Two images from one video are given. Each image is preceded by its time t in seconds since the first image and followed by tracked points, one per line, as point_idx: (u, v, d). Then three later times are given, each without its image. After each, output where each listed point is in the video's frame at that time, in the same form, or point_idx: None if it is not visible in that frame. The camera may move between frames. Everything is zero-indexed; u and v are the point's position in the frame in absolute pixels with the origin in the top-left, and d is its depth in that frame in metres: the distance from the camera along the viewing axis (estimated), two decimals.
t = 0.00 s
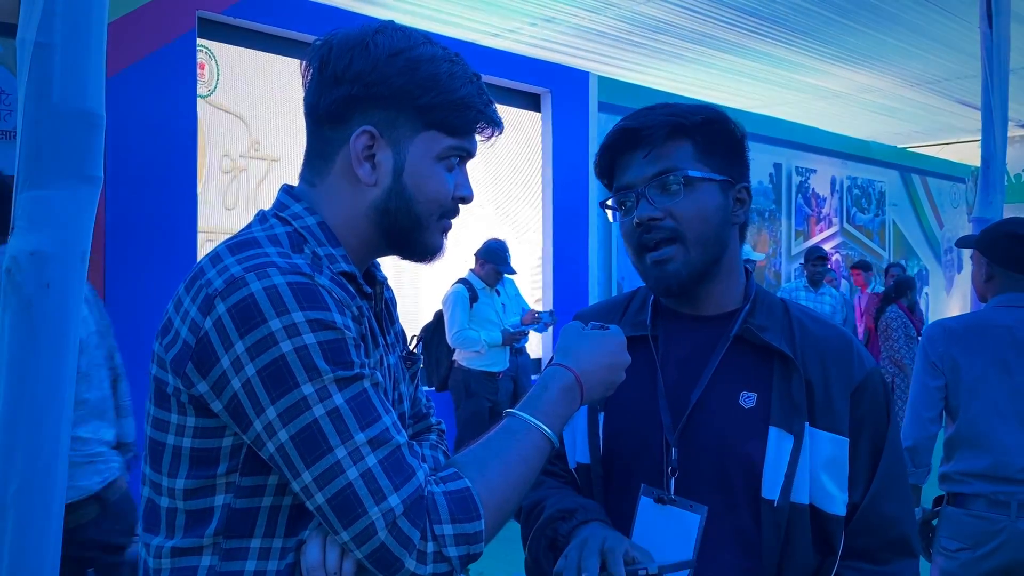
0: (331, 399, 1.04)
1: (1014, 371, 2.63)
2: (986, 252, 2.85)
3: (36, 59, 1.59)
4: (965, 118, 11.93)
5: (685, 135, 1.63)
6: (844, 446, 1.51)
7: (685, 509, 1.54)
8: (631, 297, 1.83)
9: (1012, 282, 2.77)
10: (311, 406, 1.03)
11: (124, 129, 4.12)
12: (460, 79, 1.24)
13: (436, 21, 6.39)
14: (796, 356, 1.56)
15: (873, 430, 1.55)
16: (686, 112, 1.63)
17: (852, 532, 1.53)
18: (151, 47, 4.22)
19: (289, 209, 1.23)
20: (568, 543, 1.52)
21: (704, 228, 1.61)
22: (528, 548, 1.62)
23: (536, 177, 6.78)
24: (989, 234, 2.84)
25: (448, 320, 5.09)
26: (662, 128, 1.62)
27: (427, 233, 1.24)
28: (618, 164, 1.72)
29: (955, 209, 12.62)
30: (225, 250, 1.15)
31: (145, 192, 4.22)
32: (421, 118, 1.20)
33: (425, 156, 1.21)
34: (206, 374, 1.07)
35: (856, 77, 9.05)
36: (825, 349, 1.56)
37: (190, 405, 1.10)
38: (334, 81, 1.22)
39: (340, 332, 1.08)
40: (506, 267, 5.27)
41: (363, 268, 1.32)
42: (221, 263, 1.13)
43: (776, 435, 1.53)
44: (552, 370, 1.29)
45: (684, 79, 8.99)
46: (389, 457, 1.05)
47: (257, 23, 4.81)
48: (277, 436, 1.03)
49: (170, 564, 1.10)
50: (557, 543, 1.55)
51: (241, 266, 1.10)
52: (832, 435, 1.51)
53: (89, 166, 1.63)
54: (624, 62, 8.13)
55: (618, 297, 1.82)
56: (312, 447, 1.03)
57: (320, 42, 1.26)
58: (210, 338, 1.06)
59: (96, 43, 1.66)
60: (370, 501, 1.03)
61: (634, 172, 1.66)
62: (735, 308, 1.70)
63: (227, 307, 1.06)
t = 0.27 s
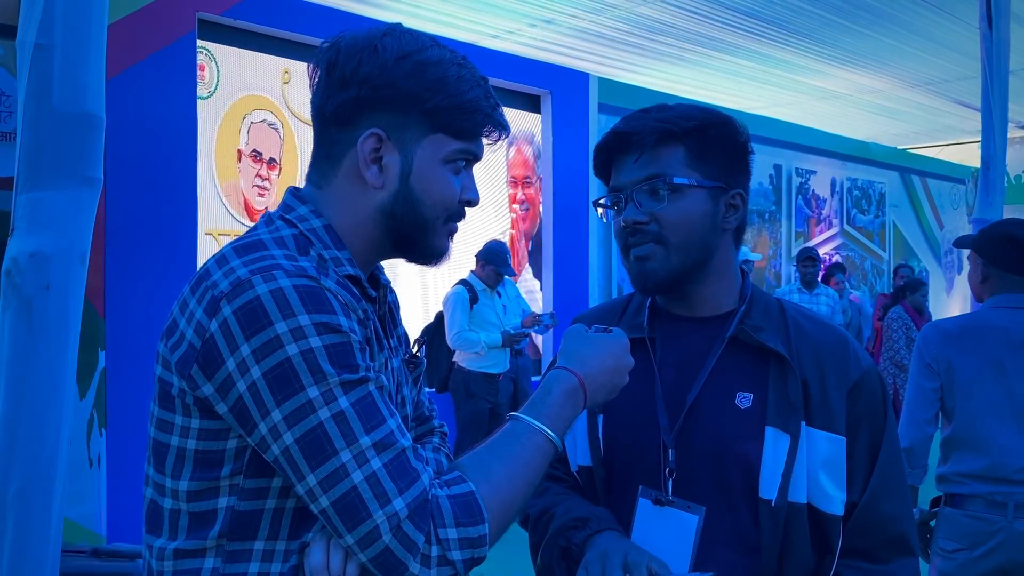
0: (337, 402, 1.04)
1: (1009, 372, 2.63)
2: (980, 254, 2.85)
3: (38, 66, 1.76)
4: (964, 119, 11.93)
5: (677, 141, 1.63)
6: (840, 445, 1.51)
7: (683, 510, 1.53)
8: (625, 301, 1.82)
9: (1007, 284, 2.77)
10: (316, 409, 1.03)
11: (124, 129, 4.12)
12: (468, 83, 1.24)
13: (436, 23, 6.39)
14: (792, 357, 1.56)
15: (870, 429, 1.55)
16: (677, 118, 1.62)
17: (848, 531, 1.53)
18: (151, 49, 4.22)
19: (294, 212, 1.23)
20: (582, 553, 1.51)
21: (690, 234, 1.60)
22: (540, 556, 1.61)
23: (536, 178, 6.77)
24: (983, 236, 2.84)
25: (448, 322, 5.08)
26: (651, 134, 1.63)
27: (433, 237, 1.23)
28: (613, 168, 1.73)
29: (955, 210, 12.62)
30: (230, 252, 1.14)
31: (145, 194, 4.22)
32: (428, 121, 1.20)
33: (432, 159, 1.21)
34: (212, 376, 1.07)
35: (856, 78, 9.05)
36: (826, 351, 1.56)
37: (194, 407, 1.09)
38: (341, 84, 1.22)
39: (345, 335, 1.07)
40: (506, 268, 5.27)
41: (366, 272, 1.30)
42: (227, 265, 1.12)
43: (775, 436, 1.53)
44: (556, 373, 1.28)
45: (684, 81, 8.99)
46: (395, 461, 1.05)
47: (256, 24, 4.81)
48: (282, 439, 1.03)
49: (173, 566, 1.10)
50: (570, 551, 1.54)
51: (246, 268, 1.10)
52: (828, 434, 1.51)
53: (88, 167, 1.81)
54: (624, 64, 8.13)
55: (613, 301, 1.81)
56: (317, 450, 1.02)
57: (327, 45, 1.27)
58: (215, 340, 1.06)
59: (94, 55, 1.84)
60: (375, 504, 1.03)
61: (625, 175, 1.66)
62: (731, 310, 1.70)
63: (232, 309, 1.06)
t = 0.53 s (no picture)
0: (338, 404, 1.04)
1: (1003, 372, 2.63)
2: (974, 254, 2.85)
3: (38, 67, 1.76)
4: (963, 120, 11.94)
5: (680, 150, 1.62)
6: (840, 448, 1.50)
7: (684, 510, 1.53)
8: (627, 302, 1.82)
9: (1002, 285, 2.77)
10: (318, 410, 1.03)
11: (123, 130, 4.12)
12: (470, 86, 1.24)
13: (435, 24, 6.38)
14: (793, 358, 1.56)
15: (870, 432, 1.55)
16: (680, 128, 1.60)
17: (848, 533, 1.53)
18: (151, 50, 4.21)
19: (295, 213, 1.22)
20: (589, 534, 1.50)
21: (685, 245, 1.61)
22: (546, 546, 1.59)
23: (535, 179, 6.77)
24: (977, 236, 2.84)
25: (448, 323, 5.08)
26: (654, 141, 1.62)
27: (434, 239, 1.23)
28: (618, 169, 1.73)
29: (954, 211, 12.62)
30: (231, 254, 1.14)
31: (144, 195, 4.21)
32: (429, 124, 1.20)
33: (434, 162, 1.21)
34: (213, 378, 1.06)
35: (855, 79, 9.06)
36: (826, 352, 1.56)
37: (194, 408, 1.09)
38: (342, 86, 1.22)
39: (346, 337, 1.07)
40: (506, 269, 5.27)
41: (366, 274, 1.30)
42: (228, 267, 1.12)
43: (775, 437, 1.52)
44: (555, 374, 1.28)
45: (683, 82, 8.99)
46: (395, 462, 1.05)
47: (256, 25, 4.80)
48: (283, 441, 1.03)
49: (173, 568, 1.10)
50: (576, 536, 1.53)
51: (247, 270, 1.10)
52: (828, 436, 1.51)
53: (88, 169, 1.82)
54: (623, 65, 8.12)
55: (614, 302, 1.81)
56: (318, 452, 1.02)
57: (329, 46, 1.27)
58: (216, 342, 1.06)
59: (93, 56, 1.84)
60: (376, 506, 1.03)
61: (627, 177, 1.66)
62: (731, 312, 1.69)
63: (233, 311, 1.06)
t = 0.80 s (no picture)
0: (337, 405, 1.04)
1: (1000, 373, 2.64)
2: (970, 255, 2.86)
3: (37, 67, 1.76)
4: (963, 121, 11.94)
5: (686, 166, 1.61)
6: (842, 451, 1.51)
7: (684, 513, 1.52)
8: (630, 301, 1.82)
9: (999, 285, 2.77)
10: (317, 412, 1.03)
11: (123, 130, 4.12)
12: (470, 89, 1.24)
13: (436, 25, 6.39)
14: (796, 362, 1.55)
15: (871, 435, 1.55)
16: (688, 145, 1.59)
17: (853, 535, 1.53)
18: (151, 51, 4.22)
19: (295, 214, 1.23)
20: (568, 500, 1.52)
21: (676, 261, 1.62)
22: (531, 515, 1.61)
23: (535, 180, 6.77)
24: (975, 237, 2.84)
25: (448, 324, 5.09)
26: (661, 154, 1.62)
27: (433, 242, 1.23)
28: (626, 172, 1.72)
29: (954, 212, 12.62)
30: (231, 255, 1.14)
31: (144, 195, 4.21)
32: (429, 126, 1.20)
33: (433, 163, 1.21)
34: (212, 379, 1.06)
35: (855, 80, 9.06)
36: (827, 355, 1.56)
37: (193, 409, 1.09)
38: (343, 88, 1.22)
39: (345, 339, 1.07)
40: (506, 269, 5.28)
41: (365, 276, 1.30)
42: (228, 268, 1.12)
43: (776, 439, 1.53)
44: (553, 376, 1.28)
45: (684, 82, 8.99)
46: (393, 464, 1.05)
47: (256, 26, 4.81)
48: (281, 441, 1.03)
49: (170, 568, 1.10)
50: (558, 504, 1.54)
51: (247, 271, 1.10)
52: (830, 440, 1.51)
53: (88, 170, 1.82)
54: (623, 66, 8.13)
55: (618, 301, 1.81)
56: (316, 453, 1.02)
57: (330, 47, 1.27)
58: (216, 343, 1.06)
59: (93, 58, 1.84)
60: (374, 507, 1.03)
61: (632, 181, 1.67)
62: (736, 314, 1.70)
63: (233, 311, 1.06)
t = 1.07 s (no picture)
0: (337, 405, 1.03)
1: (1001, 373, 2.63)
2: (973, 253, 2.85)
3: (36, 67, 1.76)
4: (963, 121, 11.94)
5: (690, 149, 1.63)
6: (844, 454, 1.50)
7: (683, 515, 1.53)
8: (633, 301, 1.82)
9: (1003, 285, 2.77)
10: (316, 412, 1.03)
11: (123, 130, 4.11)
12: (470, 88, 1.24)
13: (436, 25, 6.38)
14: (797, 363, 1.55)
15: (875, 438, 1.55)
16: (691, 128, 1.61)
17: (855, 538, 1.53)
18: (151, 51, 4.21)
19: (296, 214, 1.22)
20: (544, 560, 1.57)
21: (692, 245, 1.61)
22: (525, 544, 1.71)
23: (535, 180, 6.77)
24: (979, 236, 2.83)
25: (448, 324, 5.08)
26: (665, 140, 1.63)
27: (435, 241, 1.23)
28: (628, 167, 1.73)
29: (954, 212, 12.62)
30: (231, 254, 1.14)
31: (143, 195, 4.21)
32: (430, 126, 1.19)
33: (434, 164, 1.20)
34: (212, 378, 1.06)
35: (855, 80, 9.06)
36: (829, 355, 1.55)
37: (193, 408, 1.09)
38: (344, 88, 1.22)
39: (345, 339, 1.07)
40: (506, 270, 5.28)
41: (367, 275, 1.30)
42: (228, 267, 1.12)
43: (777, 440, 1.52)
44: (551, 376, 1.28)
45: (684, 82, 8.99)
46: (392, 464, 1.05)
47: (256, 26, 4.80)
48: (281, 441, 1.03)
49: (168, 566, 1.09)
50: (538, 558, 1.62)
51: (247, 270, 1.09)
52: (831, 442, 1.51)
53: (87, 170, 1.81)
54: (624, 65, 8.12)
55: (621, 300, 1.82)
56: (316, 453, 1.02)
57: (331, 47, 1.27)
58: (215, 342, 1.05)
59: (93, 58, 1.83)
60: (373, 508, 1.02)
61: (635, 177, 1.67)
62: (739, 314, 1.69)
63: (233, 311, 1.05)
